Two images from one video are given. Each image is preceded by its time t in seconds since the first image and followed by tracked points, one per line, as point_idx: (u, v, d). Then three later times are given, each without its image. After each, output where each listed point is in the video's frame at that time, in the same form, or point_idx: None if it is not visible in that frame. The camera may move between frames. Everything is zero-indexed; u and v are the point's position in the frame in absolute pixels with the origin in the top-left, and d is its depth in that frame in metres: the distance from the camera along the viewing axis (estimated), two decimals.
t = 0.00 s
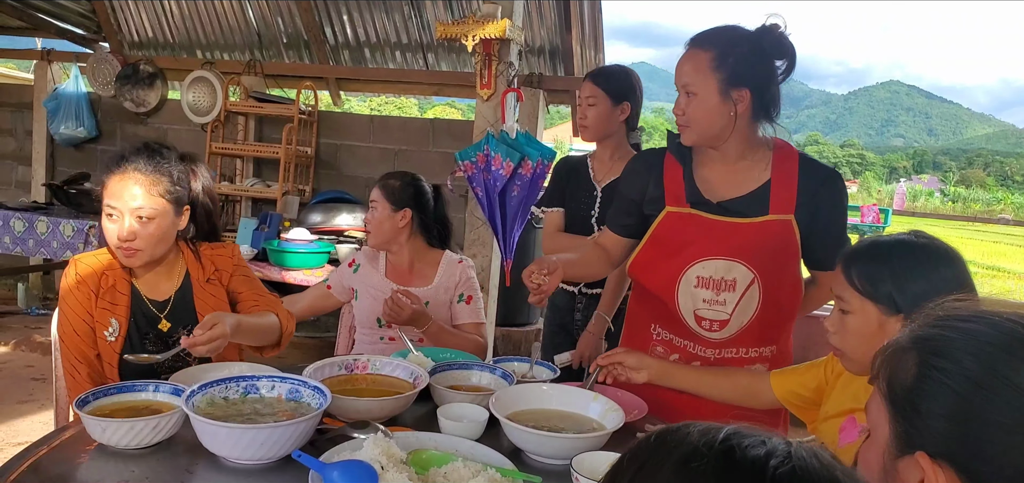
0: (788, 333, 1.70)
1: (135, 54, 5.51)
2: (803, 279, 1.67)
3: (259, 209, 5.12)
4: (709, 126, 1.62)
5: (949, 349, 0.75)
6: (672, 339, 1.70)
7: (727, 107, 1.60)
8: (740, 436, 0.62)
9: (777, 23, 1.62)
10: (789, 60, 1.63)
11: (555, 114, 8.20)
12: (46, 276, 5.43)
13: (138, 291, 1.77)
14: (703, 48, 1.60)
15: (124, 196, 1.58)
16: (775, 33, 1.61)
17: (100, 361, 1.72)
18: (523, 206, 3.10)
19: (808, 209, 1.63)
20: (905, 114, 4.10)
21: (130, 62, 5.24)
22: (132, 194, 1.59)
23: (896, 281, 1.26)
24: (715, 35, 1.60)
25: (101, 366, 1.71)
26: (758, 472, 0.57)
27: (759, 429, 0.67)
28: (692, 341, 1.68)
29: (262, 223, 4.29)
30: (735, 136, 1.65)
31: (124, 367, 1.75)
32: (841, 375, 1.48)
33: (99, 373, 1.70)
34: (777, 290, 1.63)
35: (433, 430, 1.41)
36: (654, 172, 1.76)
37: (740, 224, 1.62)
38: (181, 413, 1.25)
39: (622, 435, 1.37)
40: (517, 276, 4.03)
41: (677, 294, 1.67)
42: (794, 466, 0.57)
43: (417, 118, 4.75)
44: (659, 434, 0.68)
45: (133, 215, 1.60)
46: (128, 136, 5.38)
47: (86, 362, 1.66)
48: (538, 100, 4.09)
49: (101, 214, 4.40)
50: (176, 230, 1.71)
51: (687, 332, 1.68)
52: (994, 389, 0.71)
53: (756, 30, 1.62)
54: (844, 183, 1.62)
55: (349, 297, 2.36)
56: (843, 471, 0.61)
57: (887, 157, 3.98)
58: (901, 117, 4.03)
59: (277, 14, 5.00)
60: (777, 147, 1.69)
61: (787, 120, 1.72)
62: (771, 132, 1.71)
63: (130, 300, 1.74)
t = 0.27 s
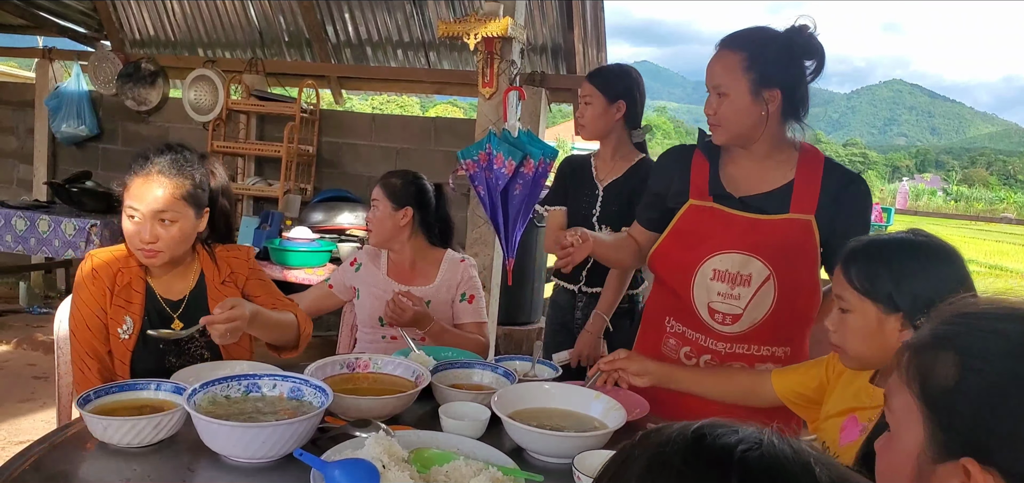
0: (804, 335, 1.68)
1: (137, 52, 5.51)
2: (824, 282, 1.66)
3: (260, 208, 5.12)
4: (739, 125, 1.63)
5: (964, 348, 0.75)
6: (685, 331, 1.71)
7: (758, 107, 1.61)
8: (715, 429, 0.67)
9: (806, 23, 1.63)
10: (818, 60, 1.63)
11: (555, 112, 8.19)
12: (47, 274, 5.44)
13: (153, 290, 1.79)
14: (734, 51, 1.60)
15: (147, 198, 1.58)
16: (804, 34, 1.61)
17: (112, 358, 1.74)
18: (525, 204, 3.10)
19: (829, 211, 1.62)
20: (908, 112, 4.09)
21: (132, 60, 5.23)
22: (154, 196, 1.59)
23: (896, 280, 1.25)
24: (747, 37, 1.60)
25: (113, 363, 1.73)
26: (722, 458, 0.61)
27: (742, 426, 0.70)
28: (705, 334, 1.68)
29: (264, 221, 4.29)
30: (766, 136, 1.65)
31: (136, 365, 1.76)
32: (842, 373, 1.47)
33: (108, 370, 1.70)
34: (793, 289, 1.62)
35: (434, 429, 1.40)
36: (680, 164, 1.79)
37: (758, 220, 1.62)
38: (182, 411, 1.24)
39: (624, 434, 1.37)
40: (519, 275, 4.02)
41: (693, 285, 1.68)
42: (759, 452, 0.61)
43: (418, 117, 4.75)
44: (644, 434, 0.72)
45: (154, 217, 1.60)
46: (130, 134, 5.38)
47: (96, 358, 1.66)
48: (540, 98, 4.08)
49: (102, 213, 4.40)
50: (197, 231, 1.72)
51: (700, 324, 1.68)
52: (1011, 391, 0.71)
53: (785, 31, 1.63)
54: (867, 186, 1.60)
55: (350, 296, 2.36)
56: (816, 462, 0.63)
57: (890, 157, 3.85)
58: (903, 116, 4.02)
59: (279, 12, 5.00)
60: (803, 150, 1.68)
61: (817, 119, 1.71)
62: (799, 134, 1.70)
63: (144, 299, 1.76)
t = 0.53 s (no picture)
0: (811, 338, 1.66)
1: (136, 50, 5.50)
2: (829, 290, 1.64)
3: (259, 206, 5.10)
4: (754, 128, 1.63)
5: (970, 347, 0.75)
6: (689, 326, 1.71)
7: (774, 110, 1.61)
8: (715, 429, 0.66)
9: (815, 24, 1.64)
10: (828, 61, 1.64)
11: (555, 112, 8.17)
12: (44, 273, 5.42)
13: (160, 289, 1.77)
14: (748, 54, 1.62)
15: (163, 200, 1.57)
16: (813, 34, 1.63)
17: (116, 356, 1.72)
18: (525, 204, 3.10)
19: (837, 211, 1.60)
20: (906, 113, 4.09)
21: (130, 58, 5.22)
22: (169, 198, 1.58)
23: (891, 280, 1.24)
24: (760, 42, 1.62)
25: (116, 362, 1.71)
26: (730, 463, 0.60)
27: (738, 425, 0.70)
28: (708, 329, 1.69)
29: (263, 220, 4.28)
30: (784, 137, 1.66)
31: (141, 364, 1.74)
32: (841, 372, 1.46)
33: (112, 368, 1.69)
34: (797, 288, 1.61)
35: (433, 427, 1.40)
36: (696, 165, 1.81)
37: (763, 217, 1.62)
38: (179, 410, 1.24)
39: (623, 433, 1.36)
40: (518, 274, 4.01)
41: (698, 279, 1.69)
42: (764, 457, 0.61)
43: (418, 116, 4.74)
44: (638, 431, 0.71)
45: (170, 219, 1.59)
46: (128, 132, 5.36)
47: (100, 356, 1.65)
48: (541, 98, 4.08)
49: (101, 211, 4.38)
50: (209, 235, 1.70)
51: (703, 318, 1.69)
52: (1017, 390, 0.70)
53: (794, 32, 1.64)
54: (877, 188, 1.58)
55: (348, 294, 2.35)
56: (816, 466, 0.63)
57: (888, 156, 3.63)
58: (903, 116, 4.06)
59: (279, 11, 4.99)
60: (816, 151, 1.68)
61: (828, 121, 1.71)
62: (813, 136, 1.69)
63: (152, 298, 1.75)
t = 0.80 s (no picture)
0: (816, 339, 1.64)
1: (136, 47, 5.50)
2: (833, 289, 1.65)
3: (258, 204, 5.10)
4: (761, 130, 1.64)
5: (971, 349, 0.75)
6: (692, 322, 1.72)
7: (782, 113, 1.62)
8: (711, 432, 0.66)
9: (825, 29, 1.63)
10: (836, 65, 1.65)
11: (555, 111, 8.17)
12: (43, 270, 5.42)
13: (164, 289, 1.77)
14: (756, 57, 1.62)
15: (176, 202, 1.58)
16: (823, 40, 1.62)
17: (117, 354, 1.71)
18: (525, 203, 3.10)
19: (842, 213, 1.60)
20: (905, 114, 4.07)
21: (130, 55, 5.22)
22: (182, 201, 1.58)
23: (886, 283, 1.25)
24: (769, 45, 1.62)
25: (117, 360, 1.70)
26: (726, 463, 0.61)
27: (735, 426, 0.70)
28: (710, 325, 1.69)
29: (263, 218, 4.27)
30: (792, 138, 1.67)
31: (143, 362, 1.74)
32: (841, 371, 1.46)
33: (112, 365, 1.68)
34: (800, 287, 1.60)
35: (432, 425, 1.40)
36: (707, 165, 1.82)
37: (768, 216, 1.62)
38: (178, 407, 1.23)
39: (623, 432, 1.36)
40: (518, 273, 4.01)
41: (701, 276, 1.69)
42: (757, 459, 0.61)
43: (418, 114, 4.74)
44: (635, 430, 0.72)
45: (181, 221, 1.59)
46: (128, 129, 5.36)
47: (102, 353, 1.65)
48: (541, 96, 4.08)
49: (101, 208, 4.38)
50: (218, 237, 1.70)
51: (706, 315, 1.69)
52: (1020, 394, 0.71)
53: (802, 37, 1.64)
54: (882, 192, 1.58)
55: (345, 291, 2.35)
56: (811, 468, 0.64)
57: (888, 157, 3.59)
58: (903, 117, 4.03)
59: (279, 9, 4.99)
60: (824, 155, 1.68)
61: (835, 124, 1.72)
62: (818, 138, 1.70)
63: (155, 297, 1.74)
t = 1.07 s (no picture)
0: (815, 341, 1.64)
1: (138, 47, 5.51)
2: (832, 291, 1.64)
3: (260, 203, 5.11)
4: (753, 132, 1.64)
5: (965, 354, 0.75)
6: (690, 321, 1.73)
7: (775, 117, 1.63)
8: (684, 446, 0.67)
9: (821, 36, 1.64)
10: (832, 71, 1.65)
11: (556, 112, 8.17)
12: (46, 268, 5.43)
13: (167, 289, 1.77)
14: (752, 61, 1.63)
15: (180, 204, 1.58)
16: (820, 46, 1.63)
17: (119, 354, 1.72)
18: (525, 204, 3.10)
19: (841, 215, 1.59)
20: (906, 116, 4.05)
21: (133, 54, 5.23)
22: (187, 203, 1.58)
23: (882, 285, 1.25)
24: (762, 50, 1.63)
25: (119, 359, 1.71)
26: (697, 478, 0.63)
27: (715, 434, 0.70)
28: (708, 324, 1.70)
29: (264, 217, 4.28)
30: (787, 142, 1.66)
31: (146, 362, 1.75)
32: (840, 373, 1.46)
33: (114, 365, 1.69)
34: (798, 287, 1.60)
35: (432, 425, 1.40)
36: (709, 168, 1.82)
37: (768, 216, 1.63)
38: (179, 406, 1.24)
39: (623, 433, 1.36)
40: (518, 273, 4.01)
41: (701, 275, 1.71)
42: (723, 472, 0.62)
43: (419, 114, 4.75)
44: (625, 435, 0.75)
45: (186, 223, 1.59)
46: (130, 128, 5.37)
47: (105, 353, 1.65)
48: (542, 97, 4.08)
49: (103, 206, 4.39)
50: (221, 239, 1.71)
51: (704, 313, 1.70)
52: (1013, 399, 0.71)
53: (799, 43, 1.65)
54: (882, 195, 1.58)
55: (344, 290, 2.36)
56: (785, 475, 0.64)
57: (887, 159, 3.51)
58: (904, 119, 4.01)
59: (281, 9, 5.00)
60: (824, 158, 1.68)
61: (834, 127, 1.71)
62: (817, 141, 1.69)
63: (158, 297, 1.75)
